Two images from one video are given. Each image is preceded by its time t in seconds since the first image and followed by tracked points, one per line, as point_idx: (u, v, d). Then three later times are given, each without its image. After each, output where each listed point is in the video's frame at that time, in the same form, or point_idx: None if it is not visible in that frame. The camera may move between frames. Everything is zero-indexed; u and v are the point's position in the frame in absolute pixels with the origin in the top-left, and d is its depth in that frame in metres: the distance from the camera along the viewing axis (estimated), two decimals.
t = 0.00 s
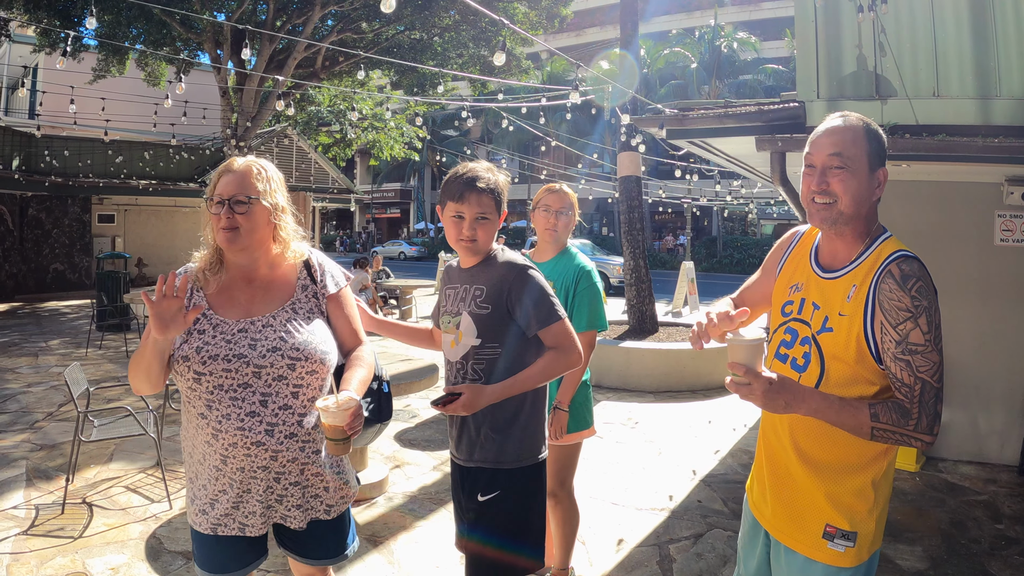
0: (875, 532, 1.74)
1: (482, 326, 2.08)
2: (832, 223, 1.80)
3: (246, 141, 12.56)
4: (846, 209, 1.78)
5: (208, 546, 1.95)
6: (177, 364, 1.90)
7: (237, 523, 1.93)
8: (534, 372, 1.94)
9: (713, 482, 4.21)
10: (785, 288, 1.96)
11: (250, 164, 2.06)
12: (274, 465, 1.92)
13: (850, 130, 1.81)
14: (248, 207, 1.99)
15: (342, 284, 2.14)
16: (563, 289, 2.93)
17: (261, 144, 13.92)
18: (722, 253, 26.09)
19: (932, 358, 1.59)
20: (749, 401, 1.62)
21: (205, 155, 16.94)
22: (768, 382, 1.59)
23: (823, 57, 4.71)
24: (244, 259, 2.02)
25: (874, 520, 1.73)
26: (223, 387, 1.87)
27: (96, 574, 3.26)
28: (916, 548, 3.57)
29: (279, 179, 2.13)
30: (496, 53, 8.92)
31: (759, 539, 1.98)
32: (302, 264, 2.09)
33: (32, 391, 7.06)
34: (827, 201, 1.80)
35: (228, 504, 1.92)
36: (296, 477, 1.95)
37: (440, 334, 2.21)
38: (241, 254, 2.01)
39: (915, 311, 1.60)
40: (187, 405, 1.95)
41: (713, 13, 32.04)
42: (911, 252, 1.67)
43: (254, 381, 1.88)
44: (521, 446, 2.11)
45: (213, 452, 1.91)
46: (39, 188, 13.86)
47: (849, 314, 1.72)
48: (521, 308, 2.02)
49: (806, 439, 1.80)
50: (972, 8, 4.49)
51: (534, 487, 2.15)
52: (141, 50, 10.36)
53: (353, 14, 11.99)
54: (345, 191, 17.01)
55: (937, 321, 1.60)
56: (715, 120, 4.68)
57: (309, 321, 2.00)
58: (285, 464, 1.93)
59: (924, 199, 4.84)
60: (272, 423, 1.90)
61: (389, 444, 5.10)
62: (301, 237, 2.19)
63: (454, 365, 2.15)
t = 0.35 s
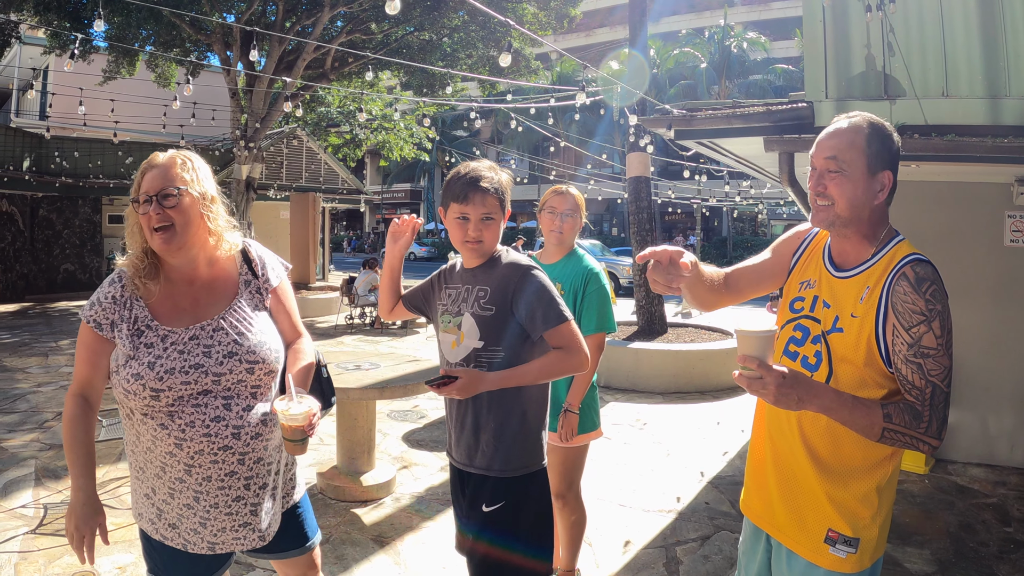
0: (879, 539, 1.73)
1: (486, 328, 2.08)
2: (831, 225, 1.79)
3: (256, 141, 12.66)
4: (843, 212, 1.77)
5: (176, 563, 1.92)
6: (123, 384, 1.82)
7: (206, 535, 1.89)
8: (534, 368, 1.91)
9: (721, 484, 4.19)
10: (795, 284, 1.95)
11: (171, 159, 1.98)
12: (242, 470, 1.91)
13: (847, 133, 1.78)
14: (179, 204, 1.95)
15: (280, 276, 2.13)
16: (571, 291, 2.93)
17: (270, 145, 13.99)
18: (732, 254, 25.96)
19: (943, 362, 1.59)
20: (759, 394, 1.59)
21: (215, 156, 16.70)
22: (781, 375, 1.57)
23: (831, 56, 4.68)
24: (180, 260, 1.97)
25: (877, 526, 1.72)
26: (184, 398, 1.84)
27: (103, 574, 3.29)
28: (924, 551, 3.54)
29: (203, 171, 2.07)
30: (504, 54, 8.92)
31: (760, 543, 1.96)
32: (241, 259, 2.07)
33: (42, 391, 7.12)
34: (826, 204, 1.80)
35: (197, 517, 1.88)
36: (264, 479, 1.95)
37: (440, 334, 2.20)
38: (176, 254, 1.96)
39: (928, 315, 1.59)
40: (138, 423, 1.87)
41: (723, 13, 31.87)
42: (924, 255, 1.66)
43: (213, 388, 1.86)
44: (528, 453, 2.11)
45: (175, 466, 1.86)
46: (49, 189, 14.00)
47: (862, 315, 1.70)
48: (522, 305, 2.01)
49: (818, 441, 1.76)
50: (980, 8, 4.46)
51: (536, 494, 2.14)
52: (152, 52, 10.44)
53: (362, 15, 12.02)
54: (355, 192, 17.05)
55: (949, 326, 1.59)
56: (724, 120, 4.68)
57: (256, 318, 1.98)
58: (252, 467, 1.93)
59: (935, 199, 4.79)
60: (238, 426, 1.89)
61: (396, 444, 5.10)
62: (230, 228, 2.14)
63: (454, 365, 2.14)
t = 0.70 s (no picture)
0: (889, 537, 1.74)
1: (504, 325, 2.09)
2: (873, 223, 1.77)
3: (272, 142, 12.81)
4: (890, 211, 1.76)
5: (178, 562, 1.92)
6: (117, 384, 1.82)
7: (211, 529, 1.90)
8: (551, 364, 1.90)
9: (736, 483, 4.19)
10: (808, 282, 1.95)
11: (150, 160, 1.98)
12: (241, 462, 1.94)
13: (895, 129, 1.79)
14: (158, 206, 1.94)
15: (261, 272, 2.16)
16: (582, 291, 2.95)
17: (287, 146, 14.11)
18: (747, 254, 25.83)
19: (955, 359, 1.59)
20: (776, 380, 1.64)
21: (231, 157, 16.79)
22: (795, 362, 1.61)
23: (845, 56, 4.69)
24: (163, 261, 1.97)
25: (890, 524, 1.73)
26: (182, 393, 1.84)
27: (121, 569, 3.35)
28: (938, 551, 3.52)
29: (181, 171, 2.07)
30: (518, 55, 8.94)
31: (773, 542, 1.96)
32: (221, 257, 2.08)
33: (59, 389, 7.23)
34: (872, 199, 1.77)
35: (200, 512, 1.89)
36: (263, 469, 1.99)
37: (452, 327, 2.19)
38: (159, 255, 1.96)
39: (942, 311, 1.60)
40: (134, 425, 1.86)
41: (737, 12, 31.70)
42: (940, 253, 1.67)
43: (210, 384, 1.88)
44: (534, 455, 2.10)
45: (176, 463, 1.87)
46: (66, 189, 14.21)
47: (875, 313, 1.71)
48: (539, 300, 2.03)
49: (833, 439, 1.76)
50: (996, 6, 4.40)
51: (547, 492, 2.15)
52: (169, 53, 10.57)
53: (377, 16, 12.10)
54: (370, 192, 17.12)
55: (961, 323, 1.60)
56: (739, 120, 4.68)
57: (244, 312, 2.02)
58: (251, 457, 1.96)
59: (950, 198, 4.76)
60: (236, 419, 1.92)
61: (412, 443, 5.14)
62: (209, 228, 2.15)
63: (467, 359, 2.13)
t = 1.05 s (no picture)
0: (917, 534, 1.75)
1: (533, 324, 2.11)
2: (892, 227, 1.77)
3: (300, 144, 13.04)
4: (908, 214, 1.77)
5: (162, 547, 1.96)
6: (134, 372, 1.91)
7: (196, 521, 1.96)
8: (584, 365, 1.93)
9: (761, 484, 4.18)
10: (828, 285, 1.98)
11: (201, 169, 2.09)
12: (237, 460, 2.01)
13: (904, 132, 1.78)
14: (203, 212, 2.03)
15: (281, 285, 2.24)
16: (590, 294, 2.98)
17: (315, 147, 14.33)
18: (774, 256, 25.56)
19: (976, 354, 1.60)
20: (800, 387, 1.64)
21: (259, 158, 17.10)
22: (820, 366, 1.62)
23: (870, 56, 4.63)
24: (195, 264, 2.06)
25: (917, 521, 1.74)
26: (190, 389, 1.93)
27: (151, 562, 3.46)
28: (963, 554, 3.48)
29: (226, 182, 2.18)
30: (544, 57, 8.99)
31: (802, 540, 1.98)
32: (246, 267, 2.16)
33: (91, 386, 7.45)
34: (890, 206, 1.77)
35: (188, 502, 1.95)
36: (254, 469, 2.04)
37: (480, 326, 2.21)
38: (194, 259, 2.05)
39: (960, 308, 1.62)
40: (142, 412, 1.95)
41: (764, 12, 31.39)
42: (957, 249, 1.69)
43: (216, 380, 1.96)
44: (564, 452, 2.09)
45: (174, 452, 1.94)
46: (96, 190, 14.60)
47: (895, 313, 1.73)
48: (572, 298, 2.05)
49: (857, 439, 1.78)
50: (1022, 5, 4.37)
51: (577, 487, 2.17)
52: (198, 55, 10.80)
53: (404, 19, 12.24)
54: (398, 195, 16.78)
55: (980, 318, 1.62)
56: (765, 121, 4.67)
57: (258, 321, 2.10)
58: (245, 456, 2.02)
59: (980, 198, 4.68)
60: (236, 419, 2.00)
61: (438, 442, 5.21)
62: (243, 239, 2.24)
63: (495, 359, 2.16)
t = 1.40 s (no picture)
0: (952, 534, 1.76)
1: (542, 324, 2.11)
2: (891, 237, 1.79)
3: (326, 145, 13.23)
4: (902, 220, 1.78)
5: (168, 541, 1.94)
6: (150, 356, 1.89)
7: (204, 511, 1.96)
8: (591, 362, 2.00)
9: (783, 487, 4.16)
10: (845, 296, 2.00)
11: (204, 164, 2.11)
12: (244, 446, 2.02)
13: (883, 140, 1.79)
14: (209, 203, 2.05)
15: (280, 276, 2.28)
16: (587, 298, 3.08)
17: (341, 148, 14.53)
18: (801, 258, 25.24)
19: (994, 352, 1.61)
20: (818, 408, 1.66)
21: (285, 159, 17.36)
22: (836, 389, 1.63)
23: (894, 58, 4.59)
24: (201, 256, 2.08)
25: (951, 521, 1.75)
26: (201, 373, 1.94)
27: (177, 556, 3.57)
28: (985, 559, 3.45)
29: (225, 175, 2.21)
30: (568, 60, 9.02)
31: (836, 543, 2.00)
32: (248, 258, 2.21)
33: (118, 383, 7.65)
34: (882, 217, 1.78)
35: (197, 492, 1.95)
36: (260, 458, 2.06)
37: (488, 327, 2.21)
38: (200, 251, 2.07)
39: (972, 307, 1.63)
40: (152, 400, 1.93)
41: (789, 12, 31.06)
42: (963, 247, 1.69)
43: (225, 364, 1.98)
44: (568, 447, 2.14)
45: (182, 440, 1.94)
46: (125, 190, 14.95)
47: (911, 318, 1.74)
48: (578, 296, 2.09)
49: (885, 441, 1.81)
50: None
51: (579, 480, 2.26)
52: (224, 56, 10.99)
53: (429, 21, 12.35)
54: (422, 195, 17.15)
55: (994, 314, 1.62)
56: (789, 123, 4.65)
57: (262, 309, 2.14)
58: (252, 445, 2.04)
59: (1007, 199, 4.58)
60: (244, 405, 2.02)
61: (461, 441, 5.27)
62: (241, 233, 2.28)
63: (504, 359, 2.16)
